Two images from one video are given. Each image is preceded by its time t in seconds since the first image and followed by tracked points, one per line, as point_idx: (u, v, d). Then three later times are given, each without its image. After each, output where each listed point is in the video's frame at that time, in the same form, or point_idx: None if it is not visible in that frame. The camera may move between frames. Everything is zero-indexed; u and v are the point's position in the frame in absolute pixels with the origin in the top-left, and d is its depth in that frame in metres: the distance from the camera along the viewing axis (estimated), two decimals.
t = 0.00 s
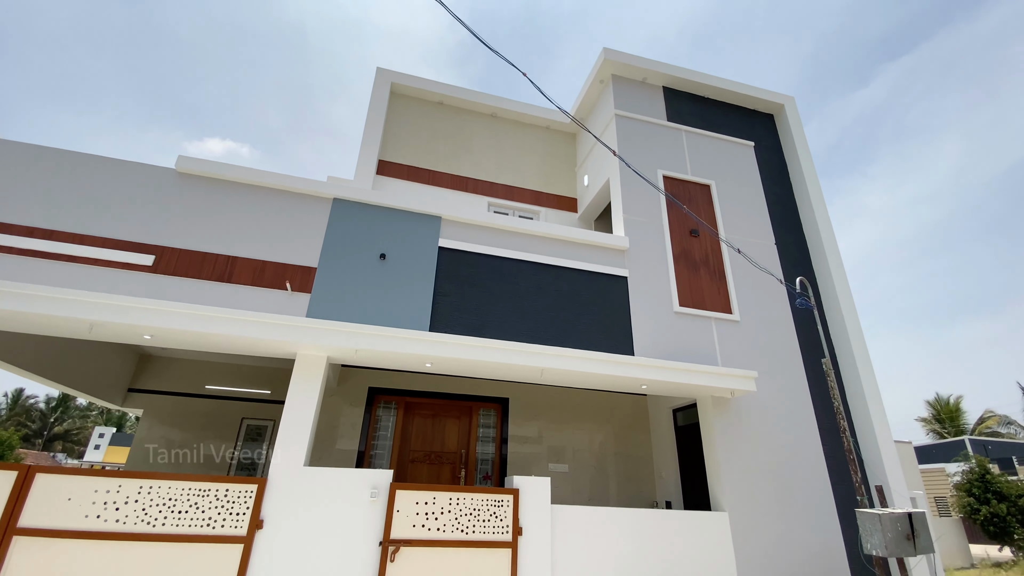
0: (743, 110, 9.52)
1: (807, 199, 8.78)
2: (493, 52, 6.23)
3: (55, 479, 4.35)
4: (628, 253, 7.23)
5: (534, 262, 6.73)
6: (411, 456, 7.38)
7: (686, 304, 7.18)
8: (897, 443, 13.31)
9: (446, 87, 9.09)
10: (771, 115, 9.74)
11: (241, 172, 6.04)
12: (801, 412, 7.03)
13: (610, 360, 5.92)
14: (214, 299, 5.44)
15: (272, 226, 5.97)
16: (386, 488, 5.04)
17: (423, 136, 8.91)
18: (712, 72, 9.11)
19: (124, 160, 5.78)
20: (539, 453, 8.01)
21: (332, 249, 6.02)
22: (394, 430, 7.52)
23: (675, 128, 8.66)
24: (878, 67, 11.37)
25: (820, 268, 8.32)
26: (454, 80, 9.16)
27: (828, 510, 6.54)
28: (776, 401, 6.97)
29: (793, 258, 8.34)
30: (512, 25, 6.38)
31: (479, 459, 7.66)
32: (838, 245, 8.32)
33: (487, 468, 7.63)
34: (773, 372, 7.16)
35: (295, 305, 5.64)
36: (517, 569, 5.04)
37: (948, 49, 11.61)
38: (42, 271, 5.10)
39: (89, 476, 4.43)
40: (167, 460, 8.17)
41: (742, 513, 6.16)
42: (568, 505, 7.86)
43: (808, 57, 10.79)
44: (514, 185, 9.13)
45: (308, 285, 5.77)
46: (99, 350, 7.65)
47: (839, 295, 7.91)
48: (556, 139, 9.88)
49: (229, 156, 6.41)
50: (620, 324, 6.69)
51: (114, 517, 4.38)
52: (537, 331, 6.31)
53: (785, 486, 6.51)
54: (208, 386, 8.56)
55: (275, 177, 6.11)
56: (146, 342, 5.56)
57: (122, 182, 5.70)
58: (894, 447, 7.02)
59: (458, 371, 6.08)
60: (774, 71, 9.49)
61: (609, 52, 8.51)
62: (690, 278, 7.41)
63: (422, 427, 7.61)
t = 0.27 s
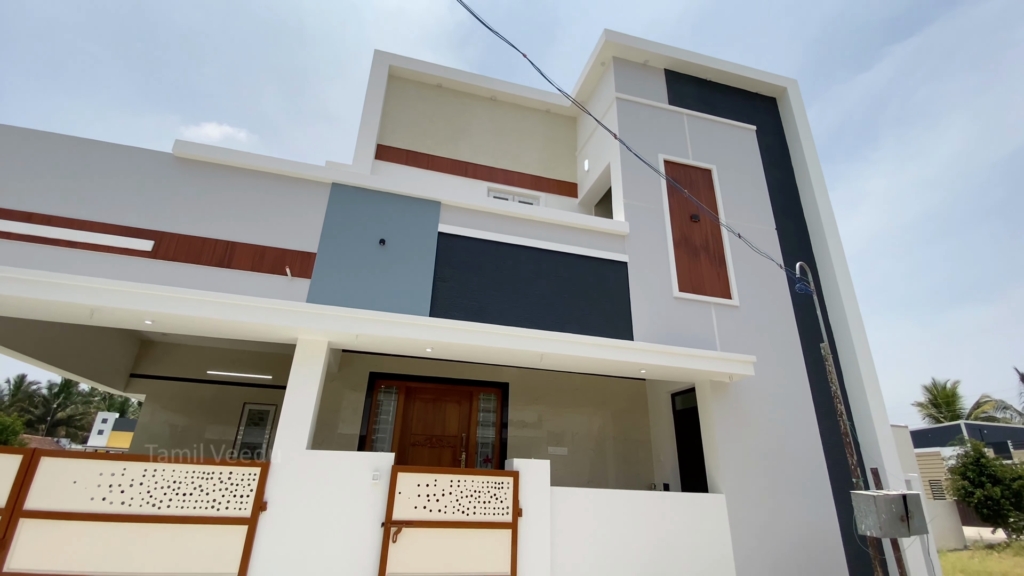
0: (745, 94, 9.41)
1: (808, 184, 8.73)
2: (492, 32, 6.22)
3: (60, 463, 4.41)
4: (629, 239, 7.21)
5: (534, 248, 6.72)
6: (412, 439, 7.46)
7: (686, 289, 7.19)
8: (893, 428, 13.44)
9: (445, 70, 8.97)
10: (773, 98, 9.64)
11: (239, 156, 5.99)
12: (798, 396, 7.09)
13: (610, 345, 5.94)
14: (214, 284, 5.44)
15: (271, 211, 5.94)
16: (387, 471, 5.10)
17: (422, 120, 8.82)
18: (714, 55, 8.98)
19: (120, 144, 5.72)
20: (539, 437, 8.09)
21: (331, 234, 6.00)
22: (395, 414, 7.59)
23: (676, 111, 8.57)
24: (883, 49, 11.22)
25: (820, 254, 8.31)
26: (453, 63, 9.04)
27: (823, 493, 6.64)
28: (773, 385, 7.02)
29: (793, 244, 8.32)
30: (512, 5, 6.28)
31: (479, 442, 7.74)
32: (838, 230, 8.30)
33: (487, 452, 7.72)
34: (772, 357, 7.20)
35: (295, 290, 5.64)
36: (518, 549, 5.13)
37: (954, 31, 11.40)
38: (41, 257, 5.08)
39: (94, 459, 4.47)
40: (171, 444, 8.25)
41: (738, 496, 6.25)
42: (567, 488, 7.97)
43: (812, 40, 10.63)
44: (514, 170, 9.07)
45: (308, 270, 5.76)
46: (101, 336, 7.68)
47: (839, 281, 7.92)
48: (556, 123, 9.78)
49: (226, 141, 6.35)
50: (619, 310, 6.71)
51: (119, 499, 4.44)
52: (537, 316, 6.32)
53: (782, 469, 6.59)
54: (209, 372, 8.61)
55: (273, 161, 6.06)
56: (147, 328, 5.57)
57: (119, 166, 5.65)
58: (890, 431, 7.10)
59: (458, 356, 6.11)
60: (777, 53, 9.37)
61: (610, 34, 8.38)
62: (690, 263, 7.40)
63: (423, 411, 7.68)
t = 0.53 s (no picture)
0: (748, 75, 9.28)
1: (811, 167, 8.66)
2: (492, 12, 6.08)
3: (65, 446, 4.47)
4: (630, 223, 7.18)
5: (534, 232, 6.70)
6: (414, 423, 7.54)
7: (687, 274, 7.18)
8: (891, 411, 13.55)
9: (444, 51, 8.84)
10: (777, 80, 9.51)
11: (237, 140, 5.94)
12: (797, 380, 7.13)
13: (610, 329, 5.96)
14: (214, 270, 5.44)
15: (270, 196, 5.91)
16: (390, 454, 5.17)
17: (420, 103, 8.72)
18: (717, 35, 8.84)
19: (117, 129, 5.68)
20: (540, 421, 8.17)
21: (331, 220, 5.98)
22: (397, 398, 7.65)
23: (678, 94, 8.46)
24: (889, 29, 11.02)
25: (821, 238, 8.28)
26: (451, 44, 8.90)
27: (820, 475, 6.72)
28: (772, 369, 7.07)
29: (794, 228, 8.29)
30: None
31: (480, 426, 7.82)
32: (840, 214, 8.26)
33: (488, 435, 7.81)
34: (771, 341, 7.22)
35: (295, 275, 5.64)
36: (519, 529, 5.21)
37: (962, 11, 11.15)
38: (40, 243, 5.08)
39: (100, 443, 4.53)
40: (176, 429, 8.34)
41: (736, 478, 6.32)
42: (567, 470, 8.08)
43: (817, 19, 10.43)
44: (514, 154, 9.00)
45: (309, 255, 5.76)
46: (103, 322, 7.71)
47: (839, 265, 7.91)
48: (557, 105, 9.67)
49: (224, 125, 6.29)
50: (620, 294, 6.71)
51: (125, 482, 4.50)
52: (537, 301, 6.33)
53: (780, 452, 6.66)
54: (212, 357, 8.67)
55: (271, 146, 6.01)
56: (149, 313, 5.59)
57: (116, 151, 5.61)
58: (888, 413, 7.16)
59: (459, 340, 6.13)
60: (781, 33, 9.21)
61: (612, 14, 8.23)
62: (690, 247, 7.38)
63: (424, 396, 7.75)
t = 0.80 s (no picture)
0: (752, 55, 9.13)
1: (815, 149, 8.57)
2: None
3: (73, 430, 4.53)
4: (631, 206, 7.14)
5: (535, 216, 6.67)
6: (417, 406, 7.62)
7: (688, 257, 7.17)
8: (890, 393, 13.63)
9: (443, 32, 8.69)
10: (781, 60, 9.36)
11: (235, 124, 5.88)
12: (797, 363, 7.16)
13: (610, 312, 5.98)
14: (215, 255, 5.44)
15: (269, 181, 5.87)
16: (393, 436, 5.23)
17: (420, 85, 8.61)
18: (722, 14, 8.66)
19: (114, 114, 5.62)
20: (541, 404, 8.24)
21: (331, 205, 5.95)
22: (399, 382, 7.71)
23: (681, 75, 8.33)
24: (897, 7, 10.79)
25: (824, 220, 8.24)
26: (451, 25, 8.75)
27: (819, 456, 6.79)
28: (772, 351, 7.09)
29: (797, 211, 8.24)
30: None
31: (482, 409, 7.90)
32: (843, 196, 8.20)
33: (490, 418, 7.89)
34: (772, 325, 7.23)
35: (296, 261, 5.64)
36: (521, 510, 5.30)
37: None
38: (41, 229, 5.07)
39: (107, 427, 4.59)
40: (181, 413, 8.42)
41: (735, 460, 6.39)
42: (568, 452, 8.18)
43: None
44: (515, 137, 8.92)
45: (309, 240, 5.75)
46: (107, 308, 7.75)
47: (841, 248, 7.88)
48: (558, 87, 9.54)
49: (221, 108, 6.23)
50: (621, 278, 6.71)
51: (133, 465, 4.57)
52: (539, 285, 6.34)
53: (779, 434, 6.72)
54: (215, 342, 8.72)
55: (270, 129, 5.96)
56: (151, 299, 5.60)
57: (114, 136, 5.56)
58: (887, 395, 7.20)
59: (461, 325, 6.15)
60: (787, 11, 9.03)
61: None
62: (692, 231, 7.35)
63: (426, 379, 7.81)
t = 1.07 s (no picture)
0: (757, 33, 8.95)
1: (819, 129, 8.46)
2: None
3: (80, 414, 4.59)
4: (633, 189, 7.09)
5: (536, 199, 6.63)
6: (420, 389, 7.69)
7: (690, 240, 7.13)
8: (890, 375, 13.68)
9: (441, 11, 8.54)
10: (786, 38, 9.18)
11: (232, 107, 5.82)
12: (798, 345, 7.18)
13: (611, 295, 5.98)
14: (216, 240, 5.44)
15: (269, 165, 5.83)
16: (397, 418, 5.28)
17: (419, 67, 8.49)
18: None
19: (110, 98, 5.57)
20: (543, 386, 8.30)
21: (331, 188, 5.92)
22: (402, 365, 7.77)
23: (684, 53, 8.19)
24: None
25: (827, 202, 8.17)
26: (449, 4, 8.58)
27: (819, 436, 6.85)
28: (774, 333, 7.10)
29: (800, 192, 8.17)
30: None
31: (485, 391, 7.97)
32: (847, 177, 8.12)
33: (493, 400, 7.97)
34: (773, 307, 7.23)
35: (297, 245, 5.63)
36: (523, 489, 5.38)
37: None
38: (41, 214, 5.06)
39: (114, 410, 4.65)
40: (187, 398, 8.51)
41: (735, 440, 6.46)
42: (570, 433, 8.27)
43: None
44: (515, 119, 8.82)
45: (310, 225, 5.73)
46: (110, 294, 7.78)
47: (844, 230, 7.83)
48: (559, 68, 9.40)
49: (218, 91, 6.16)
50: (623, 261, 6.70)
51: (140, 448, 4.63)
52: (540, 269, 6.33)
53: (779, 415, 6.77)
54: (218, 327, 8.77)
55: (268, 112, 5.90)
56: (154, 284, 5.62)
57: (111, 120, 5.52)
58: (888, 375, 7.23)
59: (463, 308, 6.17)
60: None
61: None
62: (694, 213, 7.30)
63: (429, 363, 7.87)
